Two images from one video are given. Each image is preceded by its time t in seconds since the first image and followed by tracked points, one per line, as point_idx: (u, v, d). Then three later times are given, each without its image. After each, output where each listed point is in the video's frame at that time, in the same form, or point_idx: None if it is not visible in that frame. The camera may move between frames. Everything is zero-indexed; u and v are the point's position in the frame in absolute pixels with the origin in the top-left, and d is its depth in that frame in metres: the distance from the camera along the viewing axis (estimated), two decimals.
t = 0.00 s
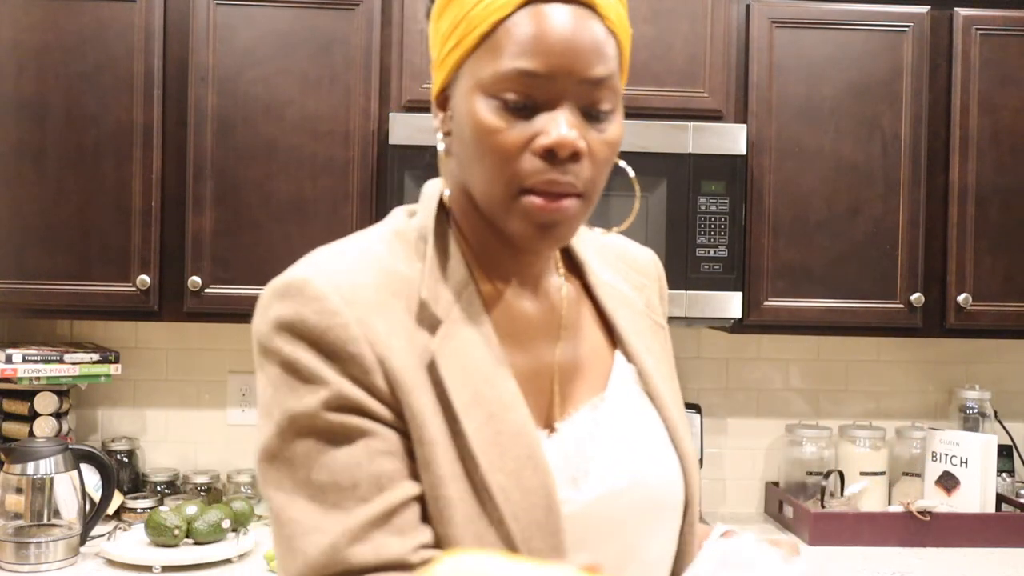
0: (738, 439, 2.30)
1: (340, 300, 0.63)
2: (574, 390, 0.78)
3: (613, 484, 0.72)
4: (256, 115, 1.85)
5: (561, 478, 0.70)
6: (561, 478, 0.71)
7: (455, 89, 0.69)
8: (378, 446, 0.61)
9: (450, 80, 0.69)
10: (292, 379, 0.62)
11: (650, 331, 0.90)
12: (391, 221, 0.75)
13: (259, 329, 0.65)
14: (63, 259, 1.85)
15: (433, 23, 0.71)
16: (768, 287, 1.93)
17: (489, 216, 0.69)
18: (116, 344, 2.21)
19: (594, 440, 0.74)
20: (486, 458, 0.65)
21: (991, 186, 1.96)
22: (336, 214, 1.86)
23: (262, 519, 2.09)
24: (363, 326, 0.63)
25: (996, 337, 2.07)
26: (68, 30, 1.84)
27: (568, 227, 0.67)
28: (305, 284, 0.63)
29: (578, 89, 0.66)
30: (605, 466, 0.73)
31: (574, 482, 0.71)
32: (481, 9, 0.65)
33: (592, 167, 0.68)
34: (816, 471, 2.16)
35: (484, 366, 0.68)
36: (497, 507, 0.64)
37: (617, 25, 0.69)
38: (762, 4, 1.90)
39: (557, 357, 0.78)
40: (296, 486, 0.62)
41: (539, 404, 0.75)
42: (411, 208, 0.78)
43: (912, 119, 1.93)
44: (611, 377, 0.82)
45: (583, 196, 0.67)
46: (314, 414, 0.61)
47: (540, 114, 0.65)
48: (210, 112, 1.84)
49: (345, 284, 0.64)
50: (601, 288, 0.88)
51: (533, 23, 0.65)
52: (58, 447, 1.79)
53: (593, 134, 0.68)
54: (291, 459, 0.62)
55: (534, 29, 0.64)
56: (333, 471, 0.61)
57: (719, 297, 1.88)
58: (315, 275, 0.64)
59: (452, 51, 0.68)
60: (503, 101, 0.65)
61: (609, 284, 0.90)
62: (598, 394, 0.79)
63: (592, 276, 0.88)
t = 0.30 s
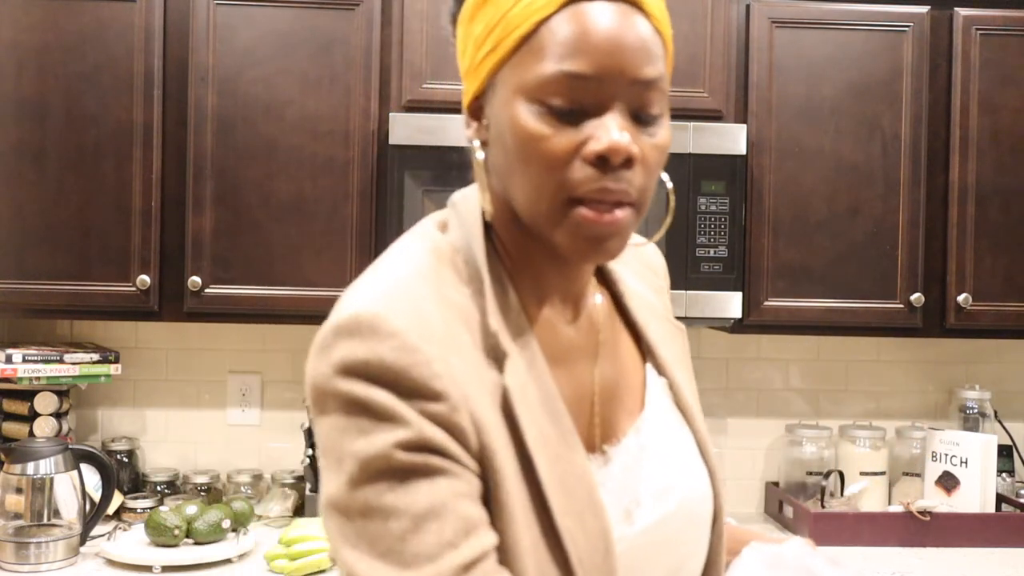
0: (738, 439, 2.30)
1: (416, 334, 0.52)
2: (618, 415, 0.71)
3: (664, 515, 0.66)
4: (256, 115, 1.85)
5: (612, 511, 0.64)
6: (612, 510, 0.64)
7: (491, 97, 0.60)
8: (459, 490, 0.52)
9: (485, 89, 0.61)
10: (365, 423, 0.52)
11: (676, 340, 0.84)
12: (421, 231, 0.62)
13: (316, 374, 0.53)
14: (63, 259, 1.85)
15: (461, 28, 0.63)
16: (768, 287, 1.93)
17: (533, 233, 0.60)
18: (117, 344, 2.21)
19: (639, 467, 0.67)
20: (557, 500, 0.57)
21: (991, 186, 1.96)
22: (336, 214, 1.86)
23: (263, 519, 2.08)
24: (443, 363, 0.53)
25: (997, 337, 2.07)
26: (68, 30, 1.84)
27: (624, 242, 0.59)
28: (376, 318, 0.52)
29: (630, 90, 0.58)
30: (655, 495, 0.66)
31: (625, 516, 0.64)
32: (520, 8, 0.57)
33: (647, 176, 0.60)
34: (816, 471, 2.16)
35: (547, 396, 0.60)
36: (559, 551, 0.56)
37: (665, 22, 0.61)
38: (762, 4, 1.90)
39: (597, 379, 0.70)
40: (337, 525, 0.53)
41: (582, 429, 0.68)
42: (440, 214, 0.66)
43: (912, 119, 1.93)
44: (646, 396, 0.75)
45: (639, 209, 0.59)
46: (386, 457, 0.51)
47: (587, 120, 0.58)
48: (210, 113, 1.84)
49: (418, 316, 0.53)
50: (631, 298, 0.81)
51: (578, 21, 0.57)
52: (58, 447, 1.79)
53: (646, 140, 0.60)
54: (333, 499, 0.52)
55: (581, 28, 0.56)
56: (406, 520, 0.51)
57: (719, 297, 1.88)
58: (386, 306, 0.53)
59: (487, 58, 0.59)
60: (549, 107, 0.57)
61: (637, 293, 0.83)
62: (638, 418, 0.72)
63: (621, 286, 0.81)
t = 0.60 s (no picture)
0: (738, 439, 2.30)
1: (453, 366, 0.50)
2: (639, 436, 0.69)
3: (678, 540, 0.66)
4: (256, 115, 1.84)
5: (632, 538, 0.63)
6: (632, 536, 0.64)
7: (517, 116, 0.57)
8: (496, 529, 0.49)
9: (511, 106, 0.57)
10: (399, 456, 0.49)
11: (691, 352, 0.83)
12: (442, 246, 0.59)
13: (345, 403, 0.50)
14: (63, 259, 1.85)
15: (485, 35, 0.59)
16: (768, 287, 1.93)
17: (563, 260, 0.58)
18: (116, 345, 2.21)
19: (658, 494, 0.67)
20: (583, 535, 0.55)
21: (991, 186, 1.96)
22: (336, 214, 1.86)
23: (263, 520, 2.08)
24: (479, 396, 0.50)
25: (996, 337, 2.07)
26: (68, 30, 1.84)
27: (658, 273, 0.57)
28: (413, 347, 0.50)
29: (667, 116, 0.55)
30: (671, 523, 0.66)
31: (643, 542, 0.65)
32: (551, 27, 0.54)
33: (681, 202, 0.57)
34: (816, 471, 2.16)
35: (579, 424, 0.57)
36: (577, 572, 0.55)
37: (702, 39, 0.58)
38: (762, 4, 1.90)
39: (616, 399, 0.69)
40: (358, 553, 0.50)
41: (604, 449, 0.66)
42: (459, 224, 0.62)
43: (912, 119, 1.93)
44: (665, 415, 0.74)
45: (672, 237, 0.57)
46: (419, 493, 0.48)
47: (624, 147, 0.55)
48: (210, 113, 1.84)
49: (454, 347, 0.51)
50: (649, 310, 0.79)
51: (614, 44, 0.53)
52: (58, 447, 1.79)
53: (682, 164, 0.57)
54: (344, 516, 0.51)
55: (618, 52, 0.53)
56: (439, 560, 0.48)
57: (719, 297, 1.88)
58: (423, 335, 0.50)
59: (512, 75, 0.56)
60: (582, 134, 0.54)
61: (653, 304, 0.81)
62: (656, 438, 0.71)
63: (640, 298, 0.79)
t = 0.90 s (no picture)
0: (738, 438, 2.30)
1: (469, 385, 0.49)
2: (643, 446, 0.69)
3: (684, 559, 0.67)
4: (256, 115, 1.85)
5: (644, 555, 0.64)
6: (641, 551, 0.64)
7: (522, 126, 0.56)
8: (508, 546, 0.49)
9: (515, 115, 0.57)
10: (415, 477, 0.48)
11: (695, 357, 0.82)
12: (449, 258, 0.58)
13: (357, 421, 0.49)
14: (63, 259, 1.85)
15: (488, 42, 0.59)
16: (768, 287, 1.93)
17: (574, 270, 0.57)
18: (116, 345, 2.21)
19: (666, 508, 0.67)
20: (595, 552, 0.54)
21: (991, 186, 1.96)
22: (336, 213, 1.86)
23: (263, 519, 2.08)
24: (495, 415, 0.50)
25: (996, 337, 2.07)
26: (68, 30, 1.84)
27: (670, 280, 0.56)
28: (430, 364, 0.49)
29: (677, 122, 0.54)
30: (678, 542, 0.67)
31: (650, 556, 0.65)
32: (553, 36, 0.53)
33: (691, 209, 0.57)
34: (816, 471, 2.16)
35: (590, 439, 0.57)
36: None
37: (709, 43, 0.57)
38: (762, 4, 1.90)
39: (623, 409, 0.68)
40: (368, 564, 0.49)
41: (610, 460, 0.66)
42: (467, 233, 0.61)
43: (912, 119, 1.93)
44: (669, 425, 0.73)
45: (683, 245, 0.56)
46: (434, 513, 0.47)
47: (632, 157, 0.54)
48: (210, 113, 1.84)
49: (468, 365, 0.51)
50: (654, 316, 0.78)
51: (618, 53, 0.52)
52: (58, 447, 1.79)
53: (693, 171, 0.56)
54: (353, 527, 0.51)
55: (622, 60, 0.52)
56: None
57: (719, 297, 1.88)
58: (438, 352, 0.50)
59: (515, 85, 0.56)
60: (589, 145, 0.53)
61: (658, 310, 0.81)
62: (660, 448, 0.71)
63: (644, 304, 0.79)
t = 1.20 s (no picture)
0: (738, 438, 2.30)
1: (474, 389, 0.49)
2: (645, 448, 0.69)
3: (688, 562, 0.65)
4: (256, 115, 1.85)
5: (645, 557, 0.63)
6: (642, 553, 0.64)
7: (502, 134, 0.56)
8: (518, 551, 0.48)
9: (495, 125, 0.57)
10: (423, 481, 0.48)
11: (696, 357, 0.82)
12: (444, 263, 0.58)
13: (364, 426, 0.49)
14: (63, 259, 1.85)
15: (463, 55, 0.59)
16: (768, 287, 1.93)
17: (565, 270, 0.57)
18: (117, 345, 2.21)
19: (667, 509, 0.66)
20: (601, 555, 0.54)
21: (991, 186, 1.96)
22: (336, 213, 1.86)
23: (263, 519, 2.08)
24: (502, 419, 0.50)
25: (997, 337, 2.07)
26: (68, 30, 1.84)
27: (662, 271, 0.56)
28: (436, 368, 0.49)
29: (653, 114, 0.54)
30: (682, 544, 0.65)
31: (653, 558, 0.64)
32: (522, 43, 0.53)
33: (677, 199, 0.56)
34: (816, 471, 2.16)
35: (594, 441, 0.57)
36: None
37: (679, 31, 0.57)
38: (762, 4, 1.90)
39: (623, 412, 0.68)
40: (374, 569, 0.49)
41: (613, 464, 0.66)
42: (461, 240, 0.61)
43: (912, 119, 1.93)
44: (670, 426, 0.73)
45: (674, 234, 0.56)
46: (443, 519, 0.47)
47: (610, 153, 0.54)
48: (210, 113, 1.84)
49: (472, 368, 0.50)
50: (654, 317, 0.79)
51: (587, 51, 0.52)
52: (58, 447, 1.79)
53: (676, 162, 0.56)
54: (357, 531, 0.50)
55: (590, 59, 0.52)
56: None
57: (719, 297, 1.88)
58: (444, 357, 0.50)
59: (492, 95, 0.56)
60: (568, 146, 0.53)
61: (659, 311, 0.81)
62: (662, 450, 0.70)
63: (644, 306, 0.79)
